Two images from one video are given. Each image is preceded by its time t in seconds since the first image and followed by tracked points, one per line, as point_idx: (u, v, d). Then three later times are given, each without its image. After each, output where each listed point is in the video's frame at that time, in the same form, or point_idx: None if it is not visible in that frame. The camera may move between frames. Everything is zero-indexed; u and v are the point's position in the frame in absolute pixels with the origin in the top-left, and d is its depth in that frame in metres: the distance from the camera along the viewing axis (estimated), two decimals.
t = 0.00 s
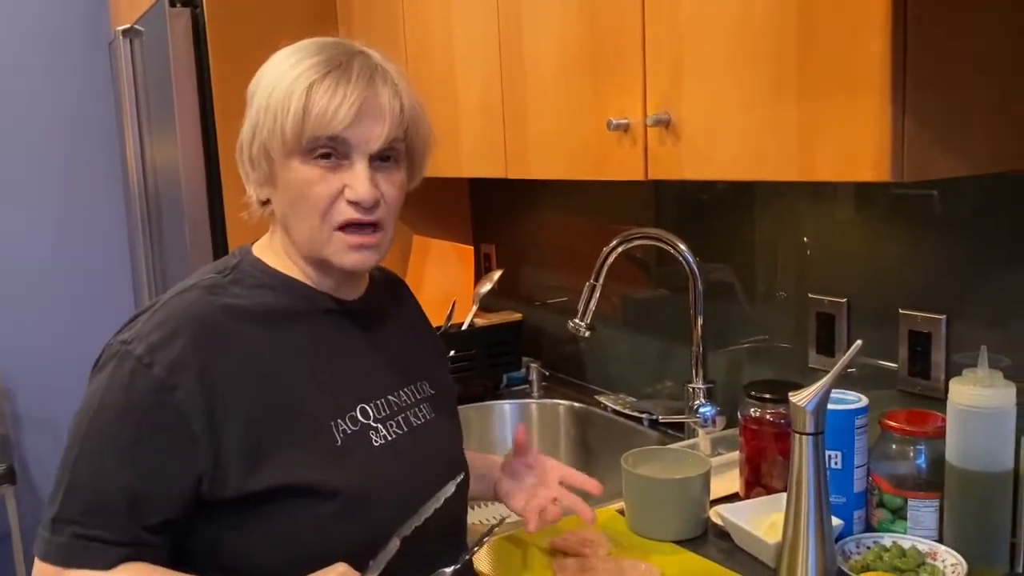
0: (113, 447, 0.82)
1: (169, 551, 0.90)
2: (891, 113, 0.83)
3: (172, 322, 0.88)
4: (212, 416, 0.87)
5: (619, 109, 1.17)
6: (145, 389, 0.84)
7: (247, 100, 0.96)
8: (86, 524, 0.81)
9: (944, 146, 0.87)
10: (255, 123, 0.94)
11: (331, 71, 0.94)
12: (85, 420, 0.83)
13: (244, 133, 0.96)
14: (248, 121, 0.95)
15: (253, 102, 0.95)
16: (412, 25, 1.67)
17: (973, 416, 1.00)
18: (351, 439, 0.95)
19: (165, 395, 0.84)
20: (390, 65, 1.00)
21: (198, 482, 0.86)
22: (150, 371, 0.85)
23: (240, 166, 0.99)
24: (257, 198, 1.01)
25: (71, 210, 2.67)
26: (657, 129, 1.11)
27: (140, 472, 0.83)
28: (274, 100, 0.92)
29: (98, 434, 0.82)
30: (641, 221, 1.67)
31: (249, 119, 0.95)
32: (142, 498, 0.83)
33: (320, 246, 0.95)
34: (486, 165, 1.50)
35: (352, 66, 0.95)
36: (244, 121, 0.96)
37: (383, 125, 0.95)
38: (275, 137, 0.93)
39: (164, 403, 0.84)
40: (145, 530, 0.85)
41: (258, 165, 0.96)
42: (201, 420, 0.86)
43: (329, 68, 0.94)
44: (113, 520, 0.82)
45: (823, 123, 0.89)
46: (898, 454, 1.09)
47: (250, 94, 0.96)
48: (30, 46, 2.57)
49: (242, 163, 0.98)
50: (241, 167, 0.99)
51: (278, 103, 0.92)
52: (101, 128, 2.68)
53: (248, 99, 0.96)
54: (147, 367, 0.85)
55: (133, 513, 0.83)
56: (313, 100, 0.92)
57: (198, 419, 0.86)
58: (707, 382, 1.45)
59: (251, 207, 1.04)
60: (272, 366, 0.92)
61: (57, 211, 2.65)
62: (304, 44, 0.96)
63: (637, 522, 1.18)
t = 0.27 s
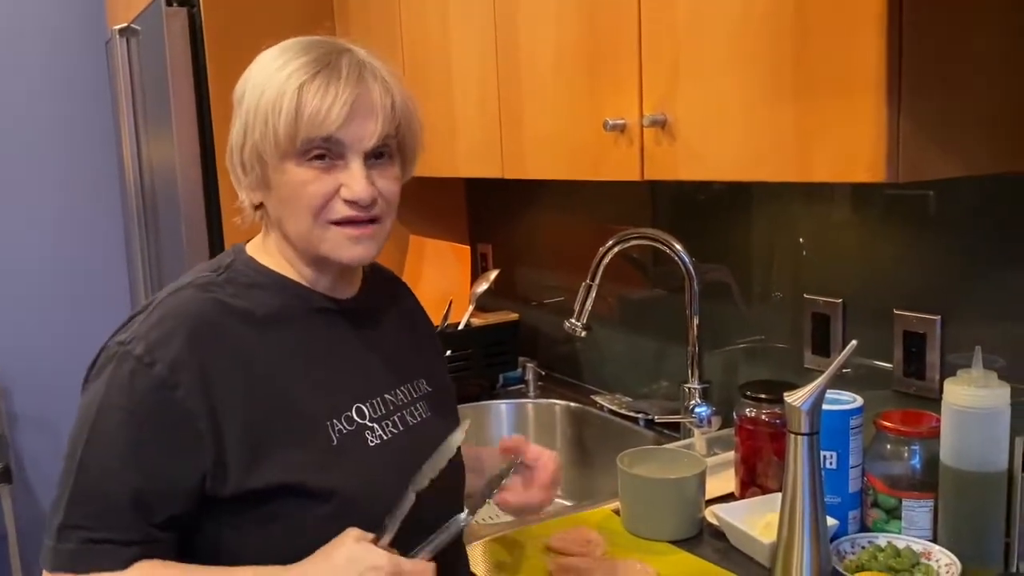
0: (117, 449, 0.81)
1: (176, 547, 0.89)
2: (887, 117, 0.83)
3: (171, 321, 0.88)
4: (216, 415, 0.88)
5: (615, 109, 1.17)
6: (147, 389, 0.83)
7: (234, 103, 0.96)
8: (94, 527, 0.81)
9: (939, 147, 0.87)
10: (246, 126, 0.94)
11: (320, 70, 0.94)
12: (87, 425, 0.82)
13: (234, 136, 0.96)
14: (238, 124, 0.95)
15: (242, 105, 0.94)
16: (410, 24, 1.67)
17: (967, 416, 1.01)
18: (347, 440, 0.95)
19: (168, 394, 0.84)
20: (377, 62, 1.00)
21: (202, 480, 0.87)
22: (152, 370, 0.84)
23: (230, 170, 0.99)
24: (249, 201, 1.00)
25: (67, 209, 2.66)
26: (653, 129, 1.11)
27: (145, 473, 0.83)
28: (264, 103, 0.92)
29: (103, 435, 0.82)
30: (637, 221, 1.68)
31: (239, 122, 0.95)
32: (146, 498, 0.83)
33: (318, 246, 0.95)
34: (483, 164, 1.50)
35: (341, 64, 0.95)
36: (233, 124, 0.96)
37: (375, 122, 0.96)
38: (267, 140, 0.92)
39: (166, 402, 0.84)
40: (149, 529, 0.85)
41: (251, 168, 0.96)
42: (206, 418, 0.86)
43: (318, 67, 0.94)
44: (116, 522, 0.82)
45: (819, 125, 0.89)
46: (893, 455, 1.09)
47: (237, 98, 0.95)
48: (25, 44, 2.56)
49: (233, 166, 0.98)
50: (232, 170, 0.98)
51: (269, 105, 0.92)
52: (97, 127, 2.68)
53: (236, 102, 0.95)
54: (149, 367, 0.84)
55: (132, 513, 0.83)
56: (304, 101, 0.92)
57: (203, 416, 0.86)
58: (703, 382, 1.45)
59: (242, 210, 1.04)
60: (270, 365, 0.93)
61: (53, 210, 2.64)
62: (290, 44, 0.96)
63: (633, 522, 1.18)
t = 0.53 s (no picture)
0: (95, 452, 0.82)
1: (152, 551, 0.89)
2: (882, 114, 0.83)
3: (158, 324, 0.88)
4: (196, 422, 0.88)
5: (611, 109, 1.17)
6: (128, 394, 0.84)
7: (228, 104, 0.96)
8: (68, 529, 0.82)
9: (936, 143, 0.87)
10: (239, 124, 0.94)
11: (311, 64, 0.94)
12: (69, 424, 0.83)
13: (229, 136, 0.96)
14: (232, 124, 0.95)
15: (235, 104, 0.95)
16: (407, 24, 1.67)
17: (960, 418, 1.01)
18: (340, 447, 0.95)
19: (148, 399, 0.85)
20: (370, 56, 1.01)
21: (182, 485, 0.86)
22: (134, 373, 0.85)
23: (226, 172, 0.99)
24: (245, 203, 1.00)
25: (64, 208, 2.66)
26: (649, 130, 1.11)
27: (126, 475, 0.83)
28: (256, 99, 0.93)
29: (82, 439, 0.82)
30: (634, 222, 1.68)
31: (232, 122, 0.95)
32: (128, 498, 0.83)
33: (318, 242, 0.94)
34: (479, 165, 1.50)
35: (332, 57, 0.96)
36: (228, 124, 0.96)
37: (368, 113, 0.96)
38: (261, 136, 0.93)
39: (145, 408, 0.84)
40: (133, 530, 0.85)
41: (246, 167, 0.96)
42: (185, 424, 0.86)
43: (309, 61, 0.94)
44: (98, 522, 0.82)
45: (813, 124, 0.89)
46: (887, 457, 1.09)
47: (230, 99, 0.96)
48: (23, 43, 2.56)
49: (229, 168, 0.98)
50: (228, 173, 0.99)
51: (261, 101, 0.92)
52: (94, 126, 2.67)
53: (229, 102, 0.96)
54: (131, 369, 0.85)
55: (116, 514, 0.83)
56: (296, 94, 0.92)
57: (183, 425, 0.86)
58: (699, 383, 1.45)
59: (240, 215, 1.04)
60: (259, 369, 0.93)
61: (50, 209, 2.64)
62: (281, 42, 0.97)
63: (628, 524, 1.18)
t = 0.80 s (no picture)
0: (84, 457, 0.82)
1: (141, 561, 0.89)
2: (876, 116, 0.83)
3: (150, 327, 0.88)
4: (186, 427, 0.87)
5: (607, 110, 1.17)
6: (118, 398, 0.84)
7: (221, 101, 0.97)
8: (56, 534, 0.81)
9: (931, 145, 0.87)
10: (229, 121, 0.94)
11: (301, 61, 0.94)
12: (60, 426, 0.83)
13: (220, 133, 0.96)
14: (223, 121, 0.96)
15: (227, 101, 0.95)
16: (404, 25, 1.67)
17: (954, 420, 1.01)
18: (335, 453, 0.94)
19: (138, 402, 0.84)
20: (364, 53, 1.00)
21: (170, 490, 0.86)
22: (124, 376, 0.85)
23: (219, 170, 0.99)
24: (239, 201, 1.00)
25: (61, 209, 2.65)
26: (645, 132, 1.11)
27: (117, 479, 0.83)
28: (245, 96, 0.93)
29: (73, 442, 0.82)
30: (631, 223, 1.68)
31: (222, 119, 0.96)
32: (119, 502, 0.83)
33: (303, 241, 0.94)
34: (476, 166, 1.50)
35: (323, 54, 0.95)
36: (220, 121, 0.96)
37: (357, 111, 0.95)
38: (248, 133, 0.93)
39: (135, 412, 0.84)
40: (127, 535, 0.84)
41: (236, 165, 0.96)
42: (174, 429, 0.86)
43: (298, 58, 0.94)
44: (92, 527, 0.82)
45: (808, 126, 0.89)
46: (884, 458, 1.09)
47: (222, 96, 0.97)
48: (20, 43, 2.55)
49: (220, 165, 0.99)
50: (220, 170, 0.99)
51: (249, 98, 0.92)
52: (92, 127, 2.67)
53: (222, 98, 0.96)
54: (122, 373, 0.85)
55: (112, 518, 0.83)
56: (284, 91, 0.92)
57: (172, 429, 0.86)
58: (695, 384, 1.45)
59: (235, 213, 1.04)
60: (252, 371, 0.92)
61: (47, 209, 2.63)
62: (273, 39, 0.97)
63: (624, 526, 1.18)
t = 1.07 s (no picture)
0: (68, 457, 0.81)
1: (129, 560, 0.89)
2: (872, 118, 0.82)
3: (138, 325, 0.88)
4: (172, 427, 0.87)
5: (604, 110, 1.17)
6: (104, 395, 0.83)
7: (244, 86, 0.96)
8: (39, 535, 0.82)
9: (927, 149, 0.86)
10: (245, 110, 0.94)
11: (328, 66, 0.93)
12: (46, 424, 0.83)
13: (236, 119, 0.96)
14: (240, 107, 0.95)
15: (247, 88, 0.95)
16: (402, 24, 1.66)
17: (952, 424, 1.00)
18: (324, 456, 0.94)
19: (124, 400, 0.84)
20: (396, 67, 0.99)
21: (155, 491, 0.86)
22: (110, 374, 0.84)
23: (230, 154, 0.99)
24: (243, 190, 1.00)
25: (61, 208, 2.65)
26: (641, 133, 1.10)
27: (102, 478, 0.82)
28: (265, 88, 0.92)
29: (59, 440, 0.82)
30: (629, 224, 1.67)
31: (240, 105, 0.95)
32: (104, 501, 0.83)
33: (293, 242, 0.94)
34: (473, 166, 1.49)
35: (353, 64, 0.95)
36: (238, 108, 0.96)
37: (374, 126, 0.94)
38: (262, 124, 0.92)
39: (121, 410, 0.84)
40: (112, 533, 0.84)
41: (245, 153, 0.96)
42: (159, 427, 0.86)
43: (326, 63, 0.93)
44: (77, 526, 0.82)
45: (804, 126, 0.89)
46: (880, 461, 1.09)
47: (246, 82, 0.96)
48: (20, 42, 2.55)
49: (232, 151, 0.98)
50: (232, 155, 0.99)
51: (267, 91, 0.92)
52: (92, 126, 2.66)
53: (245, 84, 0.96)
54: (109, 371, 0.84)
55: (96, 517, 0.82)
56: (303, 92, 0.91)
57: (157, 427, 0.85)
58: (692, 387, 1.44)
59: (237, 202, 1.03)
60: (243, 372, 0.92)
61: (45, 208, 2.63)
62: (309, 37, 0.96)
63: (619, 528, 1.17)
